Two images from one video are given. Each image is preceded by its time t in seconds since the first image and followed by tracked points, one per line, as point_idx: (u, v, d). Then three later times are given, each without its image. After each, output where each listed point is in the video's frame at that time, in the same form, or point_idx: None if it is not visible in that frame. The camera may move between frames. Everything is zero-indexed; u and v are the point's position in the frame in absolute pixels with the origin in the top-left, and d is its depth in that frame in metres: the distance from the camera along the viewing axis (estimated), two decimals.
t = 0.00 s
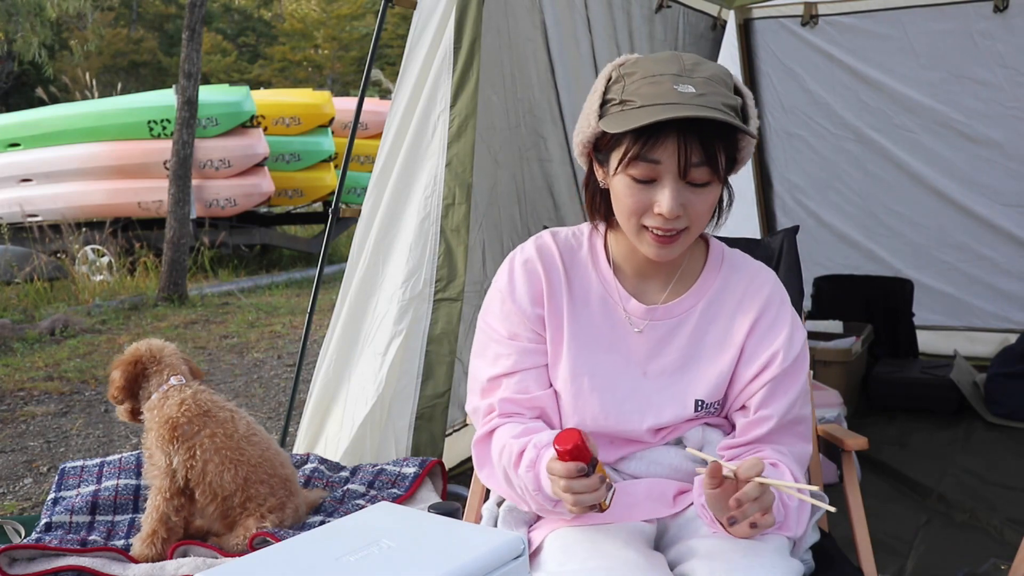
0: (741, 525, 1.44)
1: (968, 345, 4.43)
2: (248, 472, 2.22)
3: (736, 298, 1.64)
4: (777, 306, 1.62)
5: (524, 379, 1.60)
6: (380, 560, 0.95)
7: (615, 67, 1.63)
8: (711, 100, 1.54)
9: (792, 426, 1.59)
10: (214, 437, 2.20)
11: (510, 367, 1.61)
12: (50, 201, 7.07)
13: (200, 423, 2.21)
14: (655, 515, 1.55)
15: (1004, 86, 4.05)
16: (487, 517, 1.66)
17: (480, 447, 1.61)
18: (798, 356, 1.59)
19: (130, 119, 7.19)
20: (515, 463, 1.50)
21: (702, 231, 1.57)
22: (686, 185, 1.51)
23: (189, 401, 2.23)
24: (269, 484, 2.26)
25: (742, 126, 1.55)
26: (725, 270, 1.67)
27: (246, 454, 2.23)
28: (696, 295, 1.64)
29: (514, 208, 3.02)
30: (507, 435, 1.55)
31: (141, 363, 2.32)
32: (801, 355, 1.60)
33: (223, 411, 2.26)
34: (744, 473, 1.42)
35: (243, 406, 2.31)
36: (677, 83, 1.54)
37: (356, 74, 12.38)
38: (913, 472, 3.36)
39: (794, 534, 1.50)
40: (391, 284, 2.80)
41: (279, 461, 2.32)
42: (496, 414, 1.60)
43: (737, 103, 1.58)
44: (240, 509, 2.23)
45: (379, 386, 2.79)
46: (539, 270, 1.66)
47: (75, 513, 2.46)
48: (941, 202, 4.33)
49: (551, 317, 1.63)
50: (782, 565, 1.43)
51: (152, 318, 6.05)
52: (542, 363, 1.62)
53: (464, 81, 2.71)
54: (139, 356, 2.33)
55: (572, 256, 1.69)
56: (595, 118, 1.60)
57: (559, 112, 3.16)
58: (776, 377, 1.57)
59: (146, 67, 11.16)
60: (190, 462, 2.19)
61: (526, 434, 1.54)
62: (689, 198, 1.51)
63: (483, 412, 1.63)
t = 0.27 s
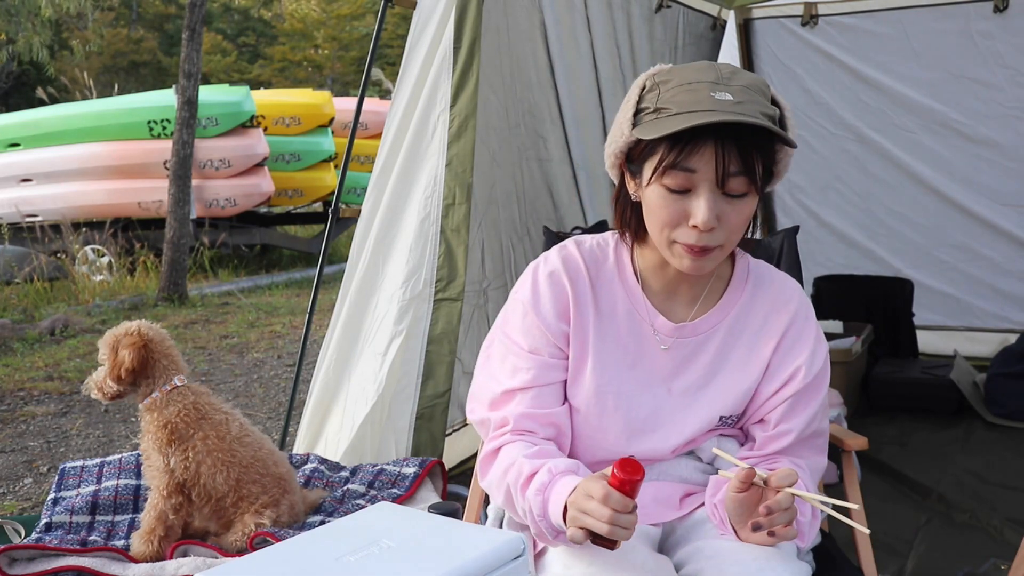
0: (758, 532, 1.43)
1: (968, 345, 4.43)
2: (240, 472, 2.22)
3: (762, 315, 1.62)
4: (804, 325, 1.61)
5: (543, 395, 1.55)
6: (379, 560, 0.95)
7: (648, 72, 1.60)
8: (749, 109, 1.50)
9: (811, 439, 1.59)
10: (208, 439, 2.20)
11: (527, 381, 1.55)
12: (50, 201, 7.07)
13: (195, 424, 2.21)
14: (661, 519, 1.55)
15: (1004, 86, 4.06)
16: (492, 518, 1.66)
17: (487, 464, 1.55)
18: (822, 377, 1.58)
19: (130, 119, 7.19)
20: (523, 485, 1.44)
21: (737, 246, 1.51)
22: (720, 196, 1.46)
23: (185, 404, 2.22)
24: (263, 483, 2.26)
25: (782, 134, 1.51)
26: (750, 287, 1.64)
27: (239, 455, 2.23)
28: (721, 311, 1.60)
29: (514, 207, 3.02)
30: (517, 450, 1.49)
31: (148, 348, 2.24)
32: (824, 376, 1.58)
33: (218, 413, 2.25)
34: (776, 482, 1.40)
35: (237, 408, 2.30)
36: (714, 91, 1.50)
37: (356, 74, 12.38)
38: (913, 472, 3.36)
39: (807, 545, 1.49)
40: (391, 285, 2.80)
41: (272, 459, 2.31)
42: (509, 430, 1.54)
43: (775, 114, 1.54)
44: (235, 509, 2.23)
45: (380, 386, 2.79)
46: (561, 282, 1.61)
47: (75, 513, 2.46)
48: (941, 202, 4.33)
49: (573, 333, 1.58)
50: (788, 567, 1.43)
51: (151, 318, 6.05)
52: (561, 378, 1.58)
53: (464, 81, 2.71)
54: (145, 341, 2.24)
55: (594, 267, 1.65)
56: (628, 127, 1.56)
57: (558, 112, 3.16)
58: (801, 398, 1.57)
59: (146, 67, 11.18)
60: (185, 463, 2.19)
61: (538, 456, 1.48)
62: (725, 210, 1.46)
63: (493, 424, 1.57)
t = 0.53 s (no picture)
0: (755, 529, 1.44)
1: (968, 345, 4.43)
2: (240, 474, 2.22)
3: (762, 315, 1.62)
4: (803, 325, 1.61)
5: (541, 396, 1.55)
6: (380, 560, 0.95)
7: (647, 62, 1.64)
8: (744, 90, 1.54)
9: (811, 440, 1.59)
10: (209, 441, 2.20)
11: (526, 382, 1.55)
12: (50, 201, 7.07)
13: (197, 426, 2.20)
14: (661, 518, 1.55)
15: (1004, 86, 4.06)
16: (491, 518, 1.66)
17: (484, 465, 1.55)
18: (822, 378, 1.58)
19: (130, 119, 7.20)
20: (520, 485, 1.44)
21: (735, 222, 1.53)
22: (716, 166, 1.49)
23: (188, 405, 2.21)
24: (263, 484, 2.26)
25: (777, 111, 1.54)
26: (750, 288, 1.64)
27: (239, 458, 2.23)
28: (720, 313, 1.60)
29: (514, 207, 3.02)
30: (514, 450, 1.50)
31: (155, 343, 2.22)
32: (824, 377, 1.58)
33: (220, 415, 2.25)
34: (772, 479, 1.39)
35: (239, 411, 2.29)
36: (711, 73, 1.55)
37: (356, 74, 12.38)
38: (913, 472, 3.36)
39: (806, 545, 1.50)
40: (391, 285, 2.80)
41: (272, 461, 2.32)
42: (506, 430, 1.54)
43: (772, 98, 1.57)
44: (234, 510, 2.23)
45: (380, 387, 2.79)
46: (560, 283, 1.61)
47: (75, 513, 2.46)
48: (941, 202, 4.33)
49: (572, 334, 1.58)
50: (788, 565, 1.42)
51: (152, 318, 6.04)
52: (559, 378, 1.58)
53: (464, 81, 2.71)
54: (152, 335, 2.22)
55: (593, 267, 1.65)
56: (626, 112, 1.60)
57: (559, 112, 3.16)
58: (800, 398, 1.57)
59: (146, 67, 11.18)
60: (186, 465, 2.18)
61: (533, 459, 1.47)
62: (719, 181, 1.48)
63: (490, 424, 1.57)
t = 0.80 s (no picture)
0: (755, 529, 1.44)
1: (968, 345, 4.43)
2: (241, 474, 2.23)
3: (761, 314, 1.62)
4: (802, 323, 1.61)
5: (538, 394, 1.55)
6: (381, 559, 0.95)
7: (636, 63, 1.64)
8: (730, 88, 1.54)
9: (810, 438, 1.59)
10: (212, 440, 2.20)
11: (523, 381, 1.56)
12: (50, 201, 7.07)
13: (201, 425, 2.20)
14: (660, 518, 1.55)
15: (1004, 87, 4.06)
16: (491, 518, 1.66)
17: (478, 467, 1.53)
18: (820, 377, 1.58)
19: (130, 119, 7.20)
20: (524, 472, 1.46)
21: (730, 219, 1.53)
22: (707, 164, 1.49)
23: (193, 404, 2.21)
24: (263, 484, 2.26)
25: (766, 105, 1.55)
26: (748, 286, 1.64)
27: (240, 458, 2.23)
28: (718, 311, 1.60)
29: (515, 208, 3.02)
30: (511, 446, 1.50)
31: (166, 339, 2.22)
32: (822, 376, 1.58)
33: (223, 415, 2.25)
34: (772, 479, 1.39)
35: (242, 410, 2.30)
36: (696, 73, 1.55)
37: (356, 74, 12.38)
38: (913, 472, 3.36)
39: (806, 544, 1.50)
40: (391, 285, 2.80)
41: (274, 462, 2.33)
42: (503, 429, 1.53)
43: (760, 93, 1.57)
44: (234, 510, 2.23)
45: (380, 387, 2.79)
46: (558, 282, 1.61)
47: (75, 513, 2.46)
48: (941, 203, 4.33)
49: (570, 333, 1.58)
50: (787, 564, 1.42)
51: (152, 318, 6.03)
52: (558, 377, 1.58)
53: (464, 81, 2.71)
54: (164, 330, 2.23)
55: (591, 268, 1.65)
56: (617, 116, 1.60)
57: (559, 112, 3.16)
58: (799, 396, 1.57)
59: (146, 67, 11.17)
60: (188, 464, 2.18)
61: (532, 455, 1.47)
62: (710, 182, 1.48)
63: (487, 422, 1.56)
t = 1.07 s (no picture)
0: (753, 529, 1.44)
1: (968, 345, 4.44)
2: (243, 474, 2.23)
3: (759, 312, 1.62)
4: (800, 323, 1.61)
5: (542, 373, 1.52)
6: (380, 559, 0.95)
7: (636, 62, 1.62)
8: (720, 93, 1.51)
9: (808, 437, 1.60)
10: (214, 440, 2.20)
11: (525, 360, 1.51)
12: (50, 201, 7.07)
13: (204, 425, 2.20)
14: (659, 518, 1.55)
15: (1004, 87, 4.06)
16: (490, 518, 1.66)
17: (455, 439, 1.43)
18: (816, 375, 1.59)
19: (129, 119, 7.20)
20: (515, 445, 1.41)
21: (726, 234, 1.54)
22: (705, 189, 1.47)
23: (197, 404, 2.21)
24: (264, 484, 2.26)
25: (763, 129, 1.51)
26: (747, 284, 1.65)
27: (242, 458, 2.23)
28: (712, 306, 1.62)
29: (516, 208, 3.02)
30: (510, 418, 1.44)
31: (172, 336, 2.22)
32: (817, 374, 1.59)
33: (226, 415, 2.25)
34: (769, 480, 1.38)
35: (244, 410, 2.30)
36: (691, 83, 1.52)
37: (356, 74, 12.38)
38: (913, 472, 3.36)
39: (804, 543, 1.51)
40: (391, 285, 2.80)
41: (275, 462, 2.33)
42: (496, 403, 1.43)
43: (759, 106, 1.55)
44: (235, 509, 2.24)
45: (380, 387, 2.79)
46: (559, 276, 1.60)
47: (75, 513, 2.46)
48: (941, 203, 4.34)
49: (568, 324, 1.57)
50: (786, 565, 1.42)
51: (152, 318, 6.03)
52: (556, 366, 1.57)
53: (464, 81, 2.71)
54: (169, 327, 2.22)
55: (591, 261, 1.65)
56: (614, 126, 1.58)
57: (560, 112, 3.15)
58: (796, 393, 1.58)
59: (146, 67, 11.17)
60: (190, 463, 2.18)
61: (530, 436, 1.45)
62: (707, 201, 1.48)
63: (474, 394, 1.46)
